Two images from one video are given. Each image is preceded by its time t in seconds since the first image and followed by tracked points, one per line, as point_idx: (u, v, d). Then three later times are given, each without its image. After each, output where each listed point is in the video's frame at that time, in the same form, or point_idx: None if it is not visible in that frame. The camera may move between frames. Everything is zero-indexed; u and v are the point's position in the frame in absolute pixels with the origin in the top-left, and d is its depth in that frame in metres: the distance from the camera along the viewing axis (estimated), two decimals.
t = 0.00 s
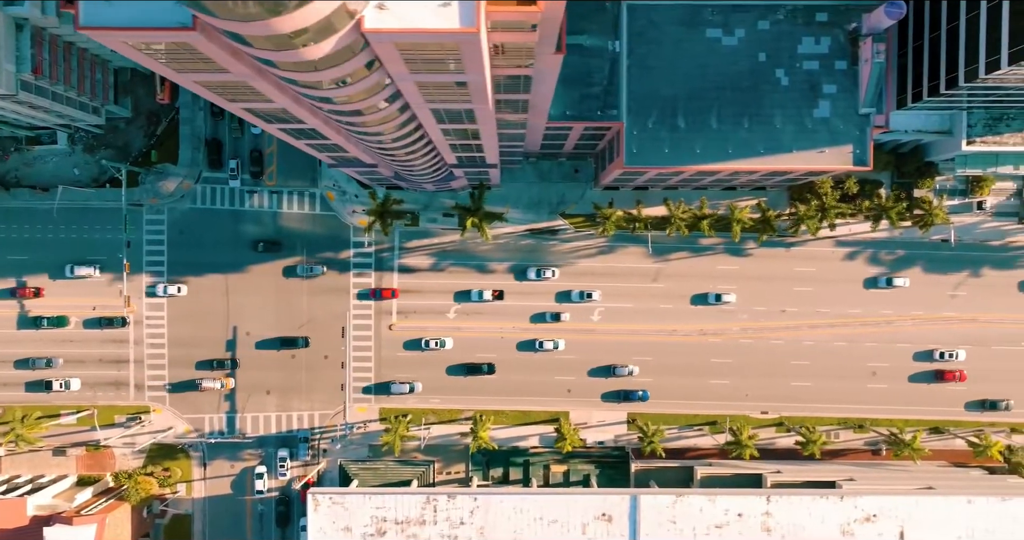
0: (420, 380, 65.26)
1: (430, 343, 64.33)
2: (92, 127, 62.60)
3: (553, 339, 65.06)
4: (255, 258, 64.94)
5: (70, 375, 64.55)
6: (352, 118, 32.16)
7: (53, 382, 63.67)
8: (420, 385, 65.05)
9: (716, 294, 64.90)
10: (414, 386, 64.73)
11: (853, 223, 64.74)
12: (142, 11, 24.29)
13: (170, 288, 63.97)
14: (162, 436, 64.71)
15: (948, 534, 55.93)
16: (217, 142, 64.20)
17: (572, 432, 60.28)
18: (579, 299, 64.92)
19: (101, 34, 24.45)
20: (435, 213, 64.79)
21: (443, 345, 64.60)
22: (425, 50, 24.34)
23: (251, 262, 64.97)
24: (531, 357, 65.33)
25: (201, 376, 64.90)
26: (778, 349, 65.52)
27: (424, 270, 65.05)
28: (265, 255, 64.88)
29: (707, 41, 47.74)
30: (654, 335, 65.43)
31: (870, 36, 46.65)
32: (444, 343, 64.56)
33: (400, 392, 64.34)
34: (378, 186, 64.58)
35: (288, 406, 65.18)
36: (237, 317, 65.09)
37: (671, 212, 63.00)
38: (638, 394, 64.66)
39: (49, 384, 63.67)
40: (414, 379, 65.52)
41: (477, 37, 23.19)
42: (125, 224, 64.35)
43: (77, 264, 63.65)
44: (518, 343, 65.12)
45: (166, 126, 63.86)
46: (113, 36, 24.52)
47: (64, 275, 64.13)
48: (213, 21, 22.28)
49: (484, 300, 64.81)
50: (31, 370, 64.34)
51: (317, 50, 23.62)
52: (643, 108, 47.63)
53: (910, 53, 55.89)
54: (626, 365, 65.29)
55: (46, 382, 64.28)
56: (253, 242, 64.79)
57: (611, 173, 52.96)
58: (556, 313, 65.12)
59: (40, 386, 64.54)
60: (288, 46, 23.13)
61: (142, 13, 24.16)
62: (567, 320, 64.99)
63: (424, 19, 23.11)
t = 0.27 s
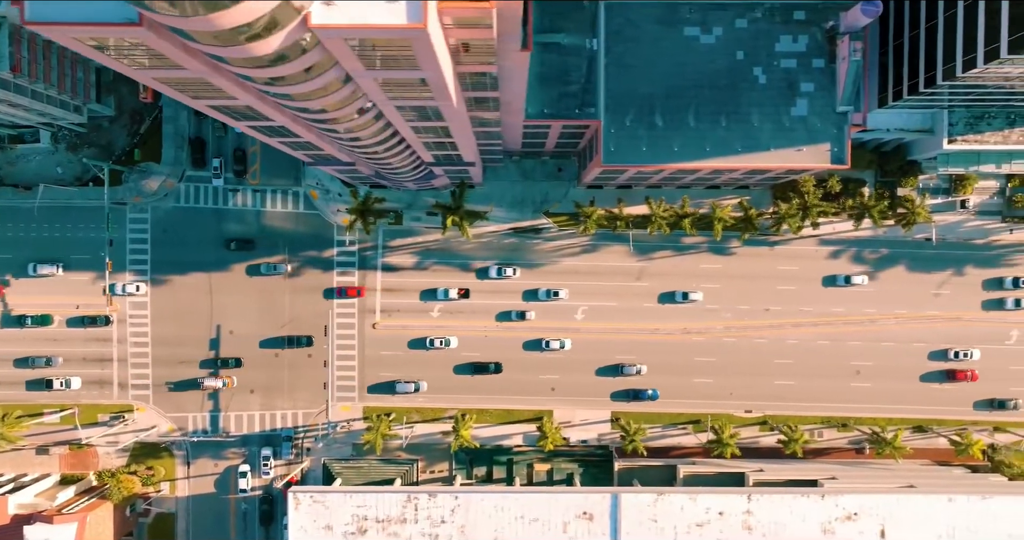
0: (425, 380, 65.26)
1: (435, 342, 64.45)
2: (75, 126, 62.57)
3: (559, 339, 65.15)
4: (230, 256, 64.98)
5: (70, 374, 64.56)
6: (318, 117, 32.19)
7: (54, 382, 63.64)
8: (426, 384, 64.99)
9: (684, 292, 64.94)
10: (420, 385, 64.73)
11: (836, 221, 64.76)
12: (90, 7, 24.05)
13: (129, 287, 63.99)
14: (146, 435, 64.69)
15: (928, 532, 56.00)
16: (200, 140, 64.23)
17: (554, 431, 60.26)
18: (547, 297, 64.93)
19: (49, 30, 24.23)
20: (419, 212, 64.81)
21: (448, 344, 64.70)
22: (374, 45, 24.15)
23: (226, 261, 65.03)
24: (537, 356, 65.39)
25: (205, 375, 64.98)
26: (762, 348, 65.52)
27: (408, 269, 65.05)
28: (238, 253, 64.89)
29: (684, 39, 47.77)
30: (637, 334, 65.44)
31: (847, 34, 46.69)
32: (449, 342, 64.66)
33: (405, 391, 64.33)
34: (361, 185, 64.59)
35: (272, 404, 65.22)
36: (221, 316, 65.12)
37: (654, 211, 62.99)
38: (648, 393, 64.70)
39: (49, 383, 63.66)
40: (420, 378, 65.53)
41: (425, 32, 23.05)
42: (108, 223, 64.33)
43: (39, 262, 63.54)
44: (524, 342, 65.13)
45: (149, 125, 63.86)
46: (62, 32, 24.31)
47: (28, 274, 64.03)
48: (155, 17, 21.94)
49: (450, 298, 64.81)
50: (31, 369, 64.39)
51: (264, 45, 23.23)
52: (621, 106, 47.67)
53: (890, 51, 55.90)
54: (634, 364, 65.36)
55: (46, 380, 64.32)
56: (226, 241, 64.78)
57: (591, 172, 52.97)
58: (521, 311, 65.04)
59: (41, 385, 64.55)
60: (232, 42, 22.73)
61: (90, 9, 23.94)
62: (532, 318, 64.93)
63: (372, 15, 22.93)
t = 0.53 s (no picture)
0: (431, 379, 65.28)
1: (440, 341, 64.43)
2: (57, 125, 62.52)
3: (566, 338, 65.14)
4: (202, 255, 64.98)
5: (71, 373, 64.62)
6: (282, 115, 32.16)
7: (55, 380, 63.62)
8: (431, 384, 65.00)
9: (651, 291, 64.82)
10: (426, 384, 64.73)
11: (819, 220, 64.80)
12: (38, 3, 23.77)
13: (89, 287, 63.68)
14: (129, 433, 64.62)
15: (909, 531, 56.02)
16: (183, 139, 64.21)
17: (536, 429, 60.18)
18: (513, 295, 64.85)
19: None
20: (402, 211, 64.83)
21: (452, 343, 64.61)
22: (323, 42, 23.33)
23: (199, 260, 65.00)
24: (544, 355, 65.39)
25: (209, 374, 65.03)
26: (745, 347, 65.51)
27: (391, 268, 65.06)
28: (210, 252, 64.89)
29: (662, 37, 47.74)
30: (620, 332, 65.44)
31: (824, 32, 46.64)
32: (454, 341, 64.59)
33: (410, 390, 64.34)
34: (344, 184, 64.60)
35: (255, 403, 65.23)
36: (204, 315, 65.10)
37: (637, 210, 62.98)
38: (658, 392, 64.69)
39: (51, 382, 63.62)
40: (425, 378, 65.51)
41: (371, 31, 21.84)
42: (91, 221, 64.29)
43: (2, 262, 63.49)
44: (531, 341, 65.14)
45: (132, 123, 63.84)
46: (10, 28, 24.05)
47: None
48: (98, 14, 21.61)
49: (414, 297, 64.79)
50: (31, 368, 64.36)
51: (211, 42, 22.84)
52: (598, 104, 47.69)
53: (871, 49, 55.89)
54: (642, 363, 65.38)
55: (47, 379, 64.33)
56: (198, 240, 64.78)
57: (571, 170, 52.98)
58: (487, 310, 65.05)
59: (42, 384, 64.62)
60: (177, 38, 22.47)
61: (38, 5, 23.68)
62: (497, 316, 64.91)
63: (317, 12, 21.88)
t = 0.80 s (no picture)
0: (436, 378, 65.34)
1: (444, 340, 64.46)
2: (40, 123, 62.45)
3: (572, 337, 65.15)
4: (175, 254, 64.94)
5: (71, 372, 64.62)
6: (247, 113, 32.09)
7: (57, 378, 63.71)
8: (436, 383, 65.07)
9: (618, 290, 64.82)
10: (431, 383, 64.77)
11: (802, 219, 64.80)
12: None
13: (46, 284, 63.85)
14: (111, 432, 64.58)
15: (889, 529, 56.07)
16: (166, 138, 64.19)
17: (518, 428, 60.11)
18: (479, 294, 64.77)
19: None
20: (385, 210, 64.83)
21: (457, 342, 64.60)
22: (274, 39, 23.06)
23: (171, 258, 64.95)
24: (550, 355, 65.38)
25: (211, 374, 64.98)
26: (728, 346, 65.50)
27: (374, 266, 65.05)
28: (183, 250, 64.85)
29: (639, 36, 47.77)
30: (604, 331, 65.43)
31: (800, 31, 46.60)
32: (458, 340, 64.60)
33: (414, 389, 64.39)
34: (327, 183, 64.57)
35: (238, 402, 65.24)
36: (187, 314, 65.07)
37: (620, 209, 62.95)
38: (667, 391, 64.67)
39: (52, 381, 63.66)
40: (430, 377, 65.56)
41: (318, 27, 21.56)
42: (74, 220, 64.24)
43: None
44: (537, 340, 65.13)
45: (115, 122, 63.80)
46: None
47: None
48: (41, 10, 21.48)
49: (378, 295, 64.82)
50: (31, 367, 64.37)
51: (157, 39, 22.67)
52: (576, 103, 47.69)
53: (852, 48, 55.96)
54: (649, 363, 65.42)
55: (47, 378, 64.35)
56: (169, 238, 64.70)
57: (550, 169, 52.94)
58: (454, 309, 65.05)
59: (43, 382, 64.68)
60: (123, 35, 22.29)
61: None
62: (463, 315, 64.97)
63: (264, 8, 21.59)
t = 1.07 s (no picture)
0: (442, 377, 65.34)
1: (449, 340, 64.43)
2: (22, 122, 62.37)
3: (577, 337, 65.16)
4: (144, 251, 64.79)
5: (72, 372, 64.71)
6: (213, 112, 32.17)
7: (57, 378, 63.75)
8: (441, 382, 65.06)
9: (586, 288, 64.94)
10: (435, 383, 64.75)
11: (785, 218, 64.84)
12: None
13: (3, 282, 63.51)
14: (94, 431, 64.56)
15: (870, 528, 56.09)
16: (149, 137, 64.18)
17: (499, 427, 60.07)
18: (444, 293, 64.80)
19: None
20: (368, 208, 64.85)
21: (462, 342, 64.60)
22: (223, 35, 22.99)
23: (140, 256, 64.81)
24: (556, 355, 65.39)
25: (214, 373, 64.94)
26: (711, 344, 65.52)
27: (357, 265, 65.08)
28: (153, 249, 64.71)
29: (616, 34, 47.79)
30: (587, 330, 65.45)
31: (777, 30, 46.60)
32: (463, 339, 64.61)
33: (420, 389, 64.39)
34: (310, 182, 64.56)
35: (221, 401, 65.24)
36: (171, 312, 65.06)
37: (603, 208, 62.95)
38: (676, 391, 64.65)
39: (53, 380, 63.74)
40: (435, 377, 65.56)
41: (264, 23, 21.50)
42: (57, 219, 64.21)
43: None
44: (543, 340, 65.17)
45: (98, 121, 63.78)
46: None
47: None
48: None
49: (343, 294, 64.73)
50: (31, 366, 64.42)
51: (104, 35, 22.59)
52: (553, 101, 47.70)
53: (832, 47, 56.11)
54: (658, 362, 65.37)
55: (48, 377, 64.41)
56: (140, 237, 64.58)
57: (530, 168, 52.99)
58: (421, 307, 65.10)
59: (43, 382, 64.72)
60: (69, 30, 22.23)
61: None
62: (431, 314, 65.06)
63: (210, 4, 21.50)
